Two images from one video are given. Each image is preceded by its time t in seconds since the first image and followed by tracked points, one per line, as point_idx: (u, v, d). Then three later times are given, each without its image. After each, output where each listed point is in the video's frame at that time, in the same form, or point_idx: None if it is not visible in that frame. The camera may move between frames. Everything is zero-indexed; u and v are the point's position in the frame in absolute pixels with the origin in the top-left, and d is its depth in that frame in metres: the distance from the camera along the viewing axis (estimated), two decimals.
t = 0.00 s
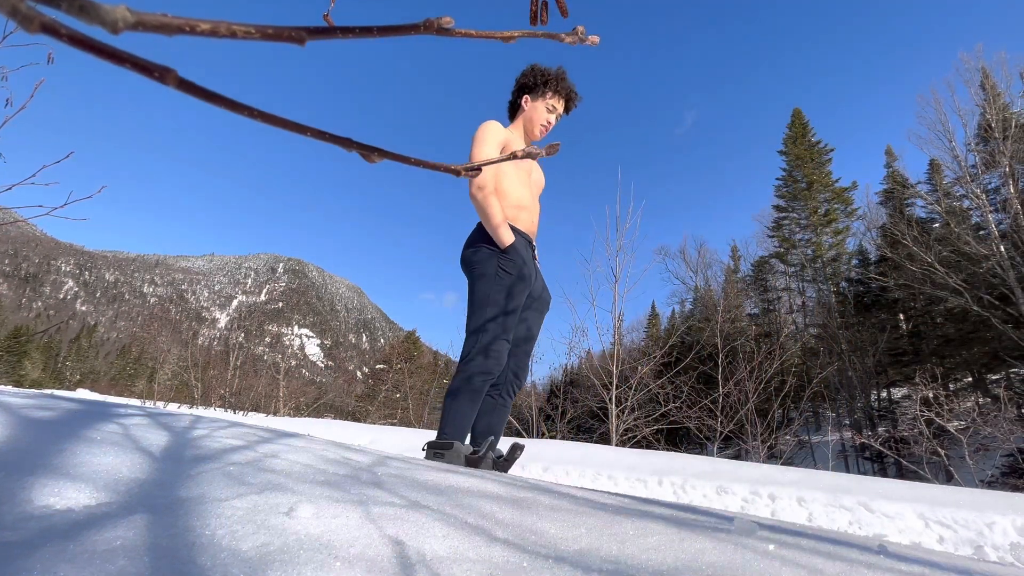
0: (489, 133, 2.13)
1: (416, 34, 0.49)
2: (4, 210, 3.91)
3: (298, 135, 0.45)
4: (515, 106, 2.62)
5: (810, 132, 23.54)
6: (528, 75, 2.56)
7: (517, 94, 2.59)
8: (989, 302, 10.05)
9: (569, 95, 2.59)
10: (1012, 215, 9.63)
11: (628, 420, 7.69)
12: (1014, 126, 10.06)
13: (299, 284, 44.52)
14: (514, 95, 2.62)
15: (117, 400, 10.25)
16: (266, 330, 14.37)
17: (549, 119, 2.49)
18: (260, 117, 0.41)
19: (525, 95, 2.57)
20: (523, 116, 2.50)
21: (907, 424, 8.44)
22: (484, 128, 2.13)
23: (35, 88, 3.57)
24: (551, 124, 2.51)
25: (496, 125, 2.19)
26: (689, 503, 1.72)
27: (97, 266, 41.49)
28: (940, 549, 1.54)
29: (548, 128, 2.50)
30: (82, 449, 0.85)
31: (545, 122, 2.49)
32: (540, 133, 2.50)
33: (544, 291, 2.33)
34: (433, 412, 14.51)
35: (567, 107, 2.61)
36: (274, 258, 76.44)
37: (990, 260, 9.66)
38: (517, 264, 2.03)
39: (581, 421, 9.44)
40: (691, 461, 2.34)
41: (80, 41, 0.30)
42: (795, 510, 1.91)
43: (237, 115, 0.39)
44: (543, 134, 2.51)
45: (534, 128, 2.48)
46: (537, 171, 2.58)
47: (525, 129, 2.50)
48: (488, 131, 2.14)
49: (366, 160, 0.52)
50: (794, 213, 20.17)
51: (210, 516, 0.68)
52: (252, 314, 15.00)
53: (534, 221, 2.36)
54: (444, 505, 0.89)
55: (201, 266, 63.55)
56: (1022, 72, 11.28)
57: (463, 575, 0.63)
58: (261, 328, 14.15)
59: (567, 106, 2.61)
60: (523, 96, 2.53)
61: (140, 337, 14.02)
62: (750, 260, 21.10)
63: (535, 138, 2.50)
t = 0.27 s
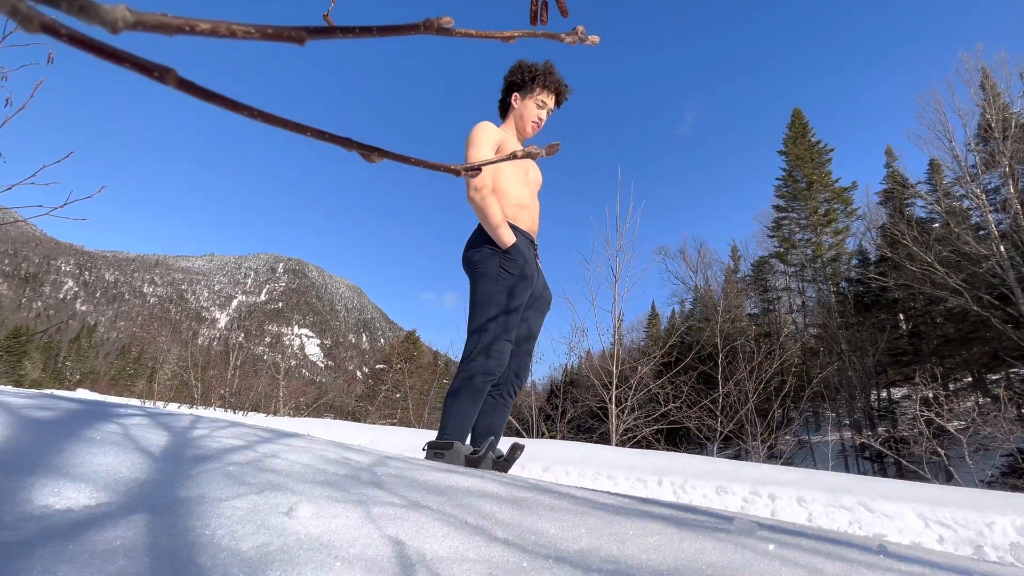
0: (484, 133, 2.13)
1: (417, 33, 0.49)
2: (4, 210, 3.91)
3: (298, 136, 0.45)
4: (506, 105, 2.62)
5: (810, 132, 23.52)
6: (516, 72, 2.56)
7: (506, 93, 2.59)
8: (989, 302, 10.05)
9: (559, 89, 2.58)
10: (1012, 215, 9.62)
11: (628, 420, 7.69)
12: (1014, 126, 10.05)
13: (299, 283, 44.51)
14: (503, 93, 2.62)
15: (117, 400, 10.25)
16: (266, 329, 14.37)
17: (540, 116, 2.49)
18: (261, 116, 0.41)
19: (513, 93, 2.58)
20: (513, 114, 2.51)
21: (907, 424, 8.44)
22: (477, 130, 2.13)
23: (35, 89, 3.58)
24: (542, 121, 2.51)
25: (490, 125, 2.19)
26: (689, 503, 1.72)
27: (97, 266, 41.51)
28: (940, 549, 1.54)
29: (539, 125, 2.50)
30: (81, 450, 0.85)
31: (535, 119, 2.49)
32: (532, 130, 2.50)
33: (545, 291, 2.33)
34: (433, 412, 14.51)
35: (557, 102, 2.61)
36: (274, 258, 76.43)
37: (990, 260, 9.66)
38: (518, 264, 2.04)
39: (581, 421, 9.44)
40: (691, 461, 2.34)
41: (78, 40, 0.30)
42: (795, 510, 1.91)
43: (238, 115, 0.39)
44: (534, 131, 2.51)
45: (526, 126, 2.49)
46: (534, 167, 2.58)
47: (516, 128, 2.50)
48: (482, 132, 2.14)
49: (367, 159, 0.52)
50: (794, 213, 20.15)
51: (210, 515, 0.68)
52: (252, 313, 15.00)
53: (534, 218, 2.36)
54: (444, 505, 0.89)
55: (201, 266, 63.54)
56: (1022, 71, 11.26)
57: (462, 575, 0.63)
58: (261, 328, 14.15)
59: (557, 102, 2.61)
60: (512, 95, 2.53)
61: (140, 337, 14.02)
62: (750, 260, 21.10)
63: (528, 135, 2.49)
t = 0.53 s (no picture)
0: (482, 133, 2.13)
1: (417, 33, 0.49)
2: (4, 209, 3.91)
3: (298, 135, 0.45)
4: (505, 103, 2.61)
5: (810, 132, 23.50)
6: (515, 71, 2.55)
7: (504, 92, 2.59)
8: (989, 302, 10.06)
9: (557, 90, 2.58)
10: (1012, 215, 9.62)
11: (628, 420, 7.69)
12: (1014, 126, 10.06)
13: (299, 283, 44.51)
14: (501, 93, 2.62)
15: (117, 400, 10.25)
16: (266, 330, 14.37)
17: (538, 117, 2.50)
18: (260, 117, 0.41)
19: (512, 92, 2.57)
20: (511, 114, 2.51)
21: (907, 424, 8.45)
22: (476, 129, 2.13)
23: (37, 88, 3.59)
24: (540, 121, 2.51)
25: (489, 124, 2.19)
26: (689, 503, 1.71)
27: (97, 267, 41.56)
28: (940, 549, 1.54)
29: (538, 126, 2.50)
30: (82, 449, 0.85)
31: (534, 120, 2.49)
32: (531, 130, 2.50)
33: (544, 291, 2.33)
34: (433, 412, 14.50)
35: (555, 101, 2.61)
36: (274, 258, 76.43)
37: (990, 260, 9.66)
38: (517, 263, 2.04)
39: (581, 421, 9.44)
40: (691, 461, 2.34)
41: (78, 41, 0.30)
42: (795, 510, 1.91)
43: (238, 116, 0.40)
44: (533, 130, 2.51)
45: (524, 126, 2.49)
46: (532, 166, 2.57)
47: (514, 128, 2.50)
48: (481, 131, 2.14)
49: (367, 160, 0.52)
50: (794, 213, 20.15)
51: (210, 516, 0.68)
52: (252, 313, 15.00)
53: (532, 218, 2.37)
54: (444, 504, 0.89)
55: (201, 266, 63.52)
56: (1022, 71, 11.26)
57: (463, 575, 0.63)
58: (261, 328, 14.15)
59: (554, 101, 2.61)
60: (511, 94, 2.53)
61: (140, 337, 14.03)
62: (750, 259, 21.09)
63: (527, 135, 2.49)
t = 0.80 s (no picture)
0: (486, 132, 2.14)
1: (417, 33, 0.49)
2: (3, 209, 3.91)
3: (298, 135, 0.45)
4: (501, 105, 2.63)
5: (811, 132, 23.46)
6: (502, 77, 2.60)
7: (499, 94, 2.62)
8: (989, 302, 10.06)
9: (545, 74, 2.58)
10: (1011, 215, 9.62)
11: (628, 420, 7.69)
12: (1014, 126, 10.05)
13: (299, 283, 44.48)
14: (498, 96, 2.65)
15: (117, 400, 10.26)
16: (266, 329, 14.36)
17: (533, 103, 2.47)
18: (260, 117, 0.41)
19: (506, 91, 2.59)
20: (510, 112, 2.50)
21: (907, 424, 8.45)
22: (480, 128, 2.14)
23: (37, 89, 3.60)
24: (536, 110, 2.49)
25: (492, 124, 2.18)
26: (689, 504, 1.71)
27: (97, 267, 41.59)
28: (940, 548, 1.54)
29: (536, 112, 2.47)
30: (81, 449, 0.85)
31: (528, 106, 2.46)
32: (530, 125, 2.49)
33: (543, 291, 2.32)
34: (433, 412, 14.50)
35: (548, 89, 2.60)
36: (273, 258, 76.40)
37: (990, 260, 9.66)
38: (516, 264, 2.03)
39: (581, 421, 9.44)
40: (691, 461, 2.34)
41: (78, 40, 0.30)
42: (795, 510, 1.91)
43: (237, 115, 0.39)
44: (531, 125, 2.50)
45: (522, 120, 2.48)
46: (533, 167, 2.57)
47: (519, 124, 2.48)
48: (484, 130, 2.14)
49: (367, 160, 0.52)
50: (794, 213, 20.13)
51: (210, 515, 0.68)
52: (252, 313, 15.00)
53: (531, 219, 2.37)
54: (444, 505, 0.89)
55: (201, 266, 63.50)
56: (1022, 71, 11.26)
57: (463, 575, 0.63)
58: (261, 328, 14.15)
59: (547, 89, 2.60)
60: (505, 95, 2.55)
61: (140, 337, 14.03)
62: (750, 259, 21.08)
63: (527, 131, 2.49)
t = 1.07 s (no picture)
0: (485, 134, 2.14)
1: (417, 32, 0.49)
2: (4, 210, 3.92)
3: (298, 134, 0.45)
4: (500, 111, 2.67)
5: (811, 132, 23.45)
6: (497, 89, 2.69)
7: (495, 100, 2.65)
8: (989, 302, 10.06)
9: (528, 67, 2.57)
10: (1011, 215, 9.62)
11: (628, 420, 7.67)
12: (1014, 126, 10.05)
13: (299, 284, 44.44)
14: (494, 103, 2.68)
15: (117, 399, 10.26)
16: (266, 330, 14.35)
17: (519, 97, 2.45)
18: (262, 116, 0.41)
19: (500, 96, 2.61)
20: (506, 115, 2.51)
21: (907, 424, 8.45)
22: (480, 130, 2.14)
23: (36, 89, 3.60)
24: (527, 103, 2.46)
25: (492, 126, 2.19)
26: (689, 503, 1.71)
27: (98, 267, 41.60)
28: (940, 548, 1.54)
29: (524, 106, 2.44)
30: (81, 449, 0.85)
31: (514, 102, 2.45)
32: (525, 123, 2.49)
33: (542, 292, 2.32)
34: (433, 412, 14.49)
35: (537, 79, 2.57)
36: (273, 258, 76.40)
37: (989, 260, 9.66)
38: (513, 265, 2.03)
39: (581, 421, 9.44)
40: (691, 461, 2.34)
41: (79, 39, 0.30)
42: (795, 510, 1.91)
43: (237, 115, 0.40)
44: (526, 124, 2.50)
45: (515, 118, 2.48)
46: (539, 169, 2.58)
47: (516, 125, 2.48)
48: (484, 132, 2.15)
49: (366, 160, 0.52)
50: (794, 213, 20.12)
51: (210, 516, 0.68)
52: (252, 313, 15.00)
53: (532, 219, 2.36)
54: (444, 505, 0.89)
55: (201, 266, 63.51)
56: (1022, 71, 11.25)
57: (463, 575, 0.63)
58: (260, 328, 14.15)
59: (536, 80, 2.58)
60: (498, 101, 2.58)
61: (139, 337, 14.02)
62: (750, 259, 21.04)
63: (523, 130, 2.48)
